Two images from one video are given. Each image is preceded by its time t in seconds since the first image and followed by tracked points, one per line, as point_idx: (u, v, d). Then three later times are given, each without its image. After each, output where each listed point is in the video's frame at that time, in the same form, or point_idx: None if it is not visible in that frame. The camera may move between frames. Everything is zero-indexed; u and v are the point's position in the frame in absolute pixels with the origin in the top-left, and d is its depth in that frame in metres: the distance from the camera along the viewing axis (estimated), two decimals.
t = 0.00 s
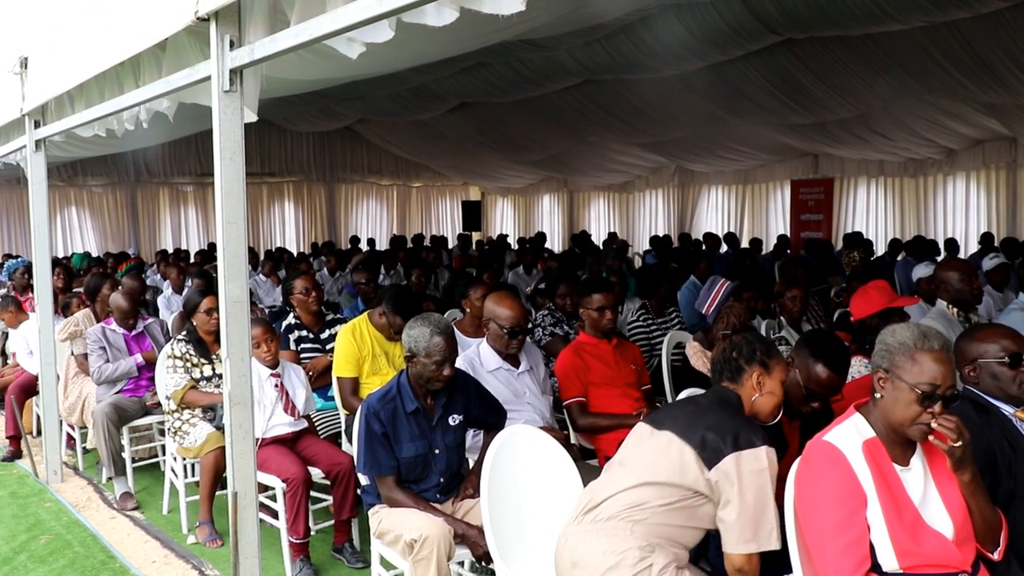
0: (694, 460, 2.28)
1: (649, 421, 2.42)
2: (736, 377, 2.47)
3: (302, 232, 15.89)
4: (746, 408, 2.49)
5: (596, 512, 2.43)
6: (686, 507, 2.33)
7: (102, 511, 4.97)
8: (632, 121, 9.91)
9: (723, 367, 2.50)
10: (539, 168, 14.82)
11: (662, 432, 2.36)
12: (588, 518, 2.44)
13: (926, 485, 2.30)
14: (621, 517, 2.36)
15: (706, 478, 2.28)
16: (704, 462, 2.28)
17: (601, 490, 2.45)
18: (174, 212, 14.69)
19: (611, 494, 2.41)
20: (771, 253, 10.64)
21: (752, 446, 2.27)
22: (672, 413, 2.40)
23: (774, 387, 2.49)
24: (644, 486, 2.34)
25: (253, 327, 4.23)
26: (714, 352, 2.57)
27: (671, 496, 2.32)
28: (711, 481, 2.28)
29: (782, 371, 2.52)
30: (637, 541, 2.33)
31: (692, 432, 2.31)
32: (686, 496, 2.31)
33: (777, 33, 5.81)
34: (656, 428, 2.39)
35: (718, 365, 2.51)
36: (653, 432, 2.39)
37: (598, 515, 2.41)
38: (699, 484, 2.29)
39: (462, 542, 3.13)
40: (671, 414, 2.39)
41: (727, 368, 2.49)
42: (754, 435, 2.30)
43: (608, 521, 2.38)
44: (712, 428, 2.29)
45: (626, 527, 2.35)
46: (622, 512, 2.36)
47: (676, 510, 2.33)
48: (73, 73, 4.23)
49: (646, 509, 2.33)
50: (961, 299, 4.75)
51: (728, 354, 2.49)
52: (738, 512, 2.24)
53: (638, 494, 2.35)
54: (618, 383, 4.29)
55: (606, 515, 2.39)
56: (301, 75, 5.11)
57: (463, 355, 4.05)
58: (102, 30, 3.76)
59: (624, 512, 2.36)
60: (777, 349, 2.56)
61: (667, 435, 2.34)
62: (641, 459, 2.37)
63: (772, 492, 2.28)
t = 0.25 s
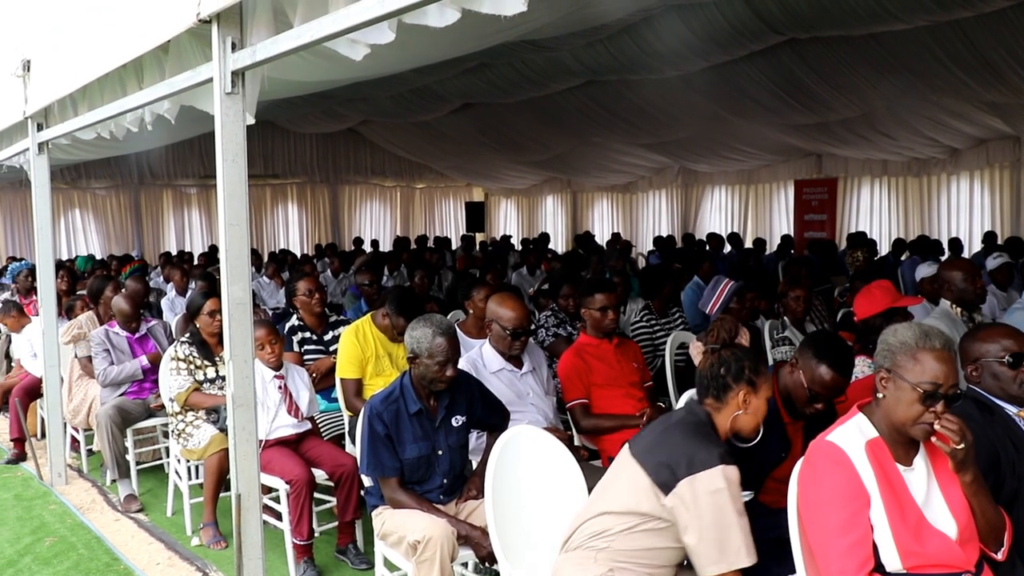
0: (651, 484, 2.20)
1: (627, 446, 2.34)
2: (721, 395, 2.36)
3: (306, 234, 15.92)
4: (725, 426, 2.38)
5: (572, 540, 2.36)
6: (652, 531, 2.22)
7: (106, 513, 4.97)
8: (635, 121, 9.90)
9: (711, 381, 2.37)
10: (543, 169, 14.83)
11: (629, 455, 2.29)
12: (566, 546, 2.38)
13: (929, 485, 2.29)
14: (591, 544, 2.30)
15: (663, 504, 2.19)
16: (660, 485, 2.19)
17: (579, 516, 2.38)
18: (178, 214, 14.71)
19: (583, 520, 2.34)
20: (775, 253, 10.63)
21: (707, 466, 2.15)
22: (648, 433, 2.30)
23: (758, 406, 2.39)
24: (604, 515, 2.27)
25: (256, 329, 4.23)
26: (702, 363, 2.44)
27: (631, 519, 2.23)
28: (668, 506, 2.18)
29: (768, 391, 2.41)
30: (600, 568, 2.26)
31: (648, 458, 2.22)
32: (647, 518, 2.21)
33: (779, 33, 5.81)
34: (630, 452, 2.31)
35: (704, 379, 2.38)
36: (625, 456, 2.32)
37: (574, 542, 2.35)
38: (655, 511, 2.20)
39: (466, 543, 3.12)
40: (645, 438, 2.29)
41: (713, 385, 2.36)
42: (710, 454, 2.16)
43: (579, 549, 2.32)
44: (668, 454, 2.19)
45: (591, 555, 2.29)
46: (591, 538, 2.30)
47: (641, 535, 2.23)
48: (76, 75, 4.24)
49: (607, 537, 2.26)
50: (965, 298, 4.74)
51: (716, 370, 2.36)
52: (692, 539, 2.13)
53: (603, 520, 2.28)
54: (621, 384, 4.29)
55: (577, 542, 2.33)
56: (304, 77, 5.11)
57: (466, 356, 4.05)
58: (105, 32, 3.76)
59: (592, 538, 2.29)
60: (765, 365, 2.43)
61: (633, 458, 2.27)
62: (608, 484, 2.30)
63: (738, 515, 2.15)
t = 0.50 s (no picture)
0: (620, 486, 2.34)
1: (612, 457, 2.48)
2: (700, 406, 2.44)
3: (310, 236, 15.93)
4: (701, 435, 2.46)
5: (557, 545, 2.49)
6: (622, 532, 2.34)
7: (111, 513, 4.98)
8: (639, 123, 9.90)
9: (692, 392, 2.46)
10: (547, 170, 14.83)
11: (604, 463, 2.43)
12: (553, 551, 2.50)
13: (934, 487, 2.29)
14: (571, 548, 2.42)
15: (633, 504, 2.31)
16: (628, 487, 2.33)
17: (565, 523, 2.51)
18: (183, 215, 14.73)
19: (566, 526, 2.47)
20: (779, 254, 10.62)
21: (667, 466, 2.28)
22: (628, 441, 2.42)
23: (735, 421, 2.46)
24: (582, 519, 2.40)
25: (261, 330, 4.24)
26: (687, 373, 2.53)
27: (604, 520, 2.36)
28: (637, 506, 2.31)
29: (749, 407, 2.48)
30: (582, 569, 2.37)
31: (621, 463, 2.36)
32: (616, 519, 2.34)
33: (784, 34, 5.81)
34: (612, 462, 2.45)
35: (687, 389, 2.48)
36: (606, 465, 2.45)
37: (559, 547, 2.47)
38: (625, 510, 2.33)
39: (470, 544, 3.12)
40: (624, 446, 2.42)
41: (694, 396, 2.45)
42: (674, 456, 2.29)
43: (563, 553, 2.44)
44: (638, 456, 2.32)
45: (574, 558, 2.40)
46: (571, 542, 2.42)
47: (612, 536, 2.35)
48: (82, 77, 4.25)
49: (585, 540, 2.38)
50: (970, 300, 4.73)
51: (699, 383, 2.44)
52: (651, 533, 2.24)
53: (579, 523, 2.41)
54: (626, 386, 4.28)
55: (562, 547, 2.45)
56: (308, 78, 5.12)
57: (470, 357, 4.05)
58: (110, 34, 3.77)
59: (572, 542, 2.42)
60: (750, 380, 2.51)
61: (608, 464, 2.41)
62: (587, 490, 2.44)
63: (701, 514, 2.25)
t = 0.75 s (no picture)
0: (627, 481, 2.34)
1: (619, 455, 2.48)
2: (701, 402, 2.44)
3: (314, 236, 15.95)
4: (703, 431, 2.46)
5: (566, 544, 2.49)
6: (629, 528, 2.34)
7: (115, 514, 4.99)
8: (643, 123, 9.89)
9: (694, 386, 2.46)
10: (551, 171, 14.83)
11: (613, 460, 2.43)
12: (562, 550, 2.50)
13: (939, 489, 2.29)
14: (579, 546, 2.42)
15: (640, 499, 2.31)
16: (635, 483, 2.33)
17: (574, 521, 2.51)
18: (187, 216, 14.75)
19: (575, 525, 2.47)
20: (784, 255, 10.60)
21: (674, 460, 2.28)
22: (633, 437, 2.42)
23: (737, 416, 2.46)
24: (591, 517, 2.40)
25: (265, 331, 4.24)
26: (689, 368, 2.53)
27: (611, 517, 2.36)
28: (645, 501, 2.31)
29: (750, 402, 2.48)
30: (592, 567, 2.36)
31: (626, 459, 2.36)
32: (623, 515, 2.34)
33: (789, 34, 5.80)
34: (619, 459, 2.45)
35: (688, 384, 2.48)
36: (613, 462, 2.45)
37: (567, 545, 2.47)
38: (633, 506, 2.33)
39: (474, 545, 3.13)
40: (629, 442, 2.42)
41: (696, 390, 2.45)
42: (680, 451, 2.29)
43: (571, 551, 2.44)
44: (644, 451, 2.32)
45: (583, 557, 2.40)
46: (579, 540, 2.42)
47: (619, 533, 2.35)
48: (86, 78, 4.25)
49: (594, 538, 2.38)
50: (975, 300, 4.73)
51: (701, 378, 2.44)
52: (657, 527, 2.24)
53: (587, 521, 2.41)
54: (630, 386, 4.28)
55: (570, 545, 2.45)
56: (312, 79, 5.13)
57: (475, 357, 4.05)
58: (115, 34, 3.77)
59: (580, 540, 2.42)
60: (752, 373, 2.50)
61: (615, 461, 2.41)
62: (595, 487, 2.44)
63: (706, 509, 2.25)
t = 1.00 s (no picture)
0: (635, 481, 2.33)
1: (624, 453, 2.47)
2: (711, 403, 2.43)
3: (316, 237, 15.96)
4: (710, 431, 2.47)
5: (573, 543, 2.49)
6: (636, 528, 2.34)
7: (117, 514, 4.99)
8: (645, 123, 9.90)
9: (703, 387, 2.45)
10: (553, 171, 14.84)
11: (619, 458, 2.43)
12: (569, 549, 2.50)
13: (941, 490, 2.29)
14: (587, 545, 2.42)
15: (648, 499, 2.31)
16: (643, 483, 2.32)
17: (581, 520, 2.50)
18: (189, 216, 14.77)
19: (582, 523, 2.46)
20: (786, 255, 10.60)
21: (682, 460, 2.27)
22: (640, 436, 2.40)
23: (744, 418, 2.47)
24: (598, 516, 2.40)
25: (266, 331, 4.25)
26: (697, 366, 2.51)
27: (619, 517, 2.35)
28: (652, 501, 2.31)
29: (757, 404, 2.49)
30: (600, 566, 2.37)
31: (635, 458, 2.35)
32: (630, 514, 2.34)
33: (790, 34, 5.80)
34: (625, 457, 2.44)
35: (697, 383, 2.46)
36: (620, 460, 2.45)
37: (575, 544, 2.47)
38: (641, 505, 2.33)
39: (476, 545, 3.13)
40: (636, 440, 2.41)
41: (705, 391, 2.44)
42: (689, 450, 2.29)
43: (579, 551, 2.44)
44: (652, 451, 2.31)
45: (592, 555, 2.40)
46: (587, 540, 2.42)
47: (627, 532, 2.34)
48: (88, 78, 4.25)
49: (603, 537, 2.38)
50: (977, 300, 4.72)
51: (711, 378, 2.43)
52: (664, 527, 2.24)
53: (595, 520, 2.41)
54: (632, 386, 4.28)
55: (578, 544, 2.45)
56: (314, 79, 5.13)
57: (477, 358, 4.05)
58: (117, 35, 3.78)
59: (588, 540, 2.42)
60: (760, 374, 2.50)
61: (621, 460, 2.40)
62: (602, 486, 2.44)
63: (714, 510, 2.25)
